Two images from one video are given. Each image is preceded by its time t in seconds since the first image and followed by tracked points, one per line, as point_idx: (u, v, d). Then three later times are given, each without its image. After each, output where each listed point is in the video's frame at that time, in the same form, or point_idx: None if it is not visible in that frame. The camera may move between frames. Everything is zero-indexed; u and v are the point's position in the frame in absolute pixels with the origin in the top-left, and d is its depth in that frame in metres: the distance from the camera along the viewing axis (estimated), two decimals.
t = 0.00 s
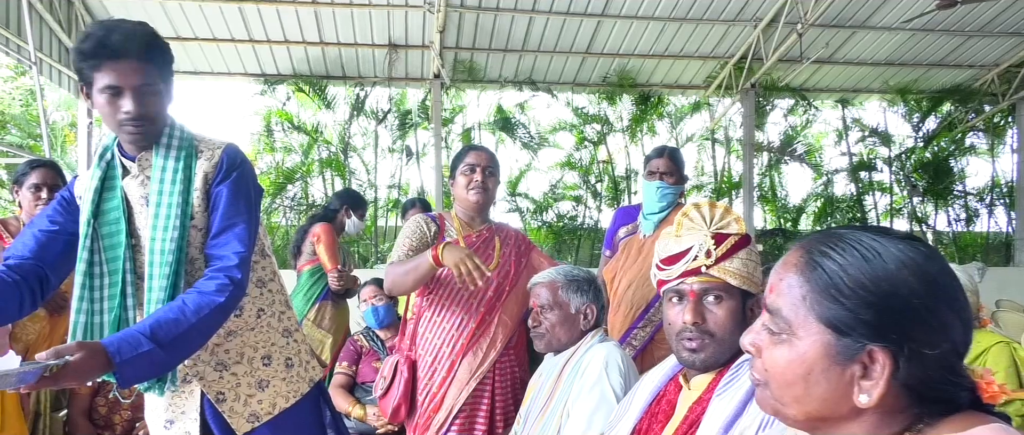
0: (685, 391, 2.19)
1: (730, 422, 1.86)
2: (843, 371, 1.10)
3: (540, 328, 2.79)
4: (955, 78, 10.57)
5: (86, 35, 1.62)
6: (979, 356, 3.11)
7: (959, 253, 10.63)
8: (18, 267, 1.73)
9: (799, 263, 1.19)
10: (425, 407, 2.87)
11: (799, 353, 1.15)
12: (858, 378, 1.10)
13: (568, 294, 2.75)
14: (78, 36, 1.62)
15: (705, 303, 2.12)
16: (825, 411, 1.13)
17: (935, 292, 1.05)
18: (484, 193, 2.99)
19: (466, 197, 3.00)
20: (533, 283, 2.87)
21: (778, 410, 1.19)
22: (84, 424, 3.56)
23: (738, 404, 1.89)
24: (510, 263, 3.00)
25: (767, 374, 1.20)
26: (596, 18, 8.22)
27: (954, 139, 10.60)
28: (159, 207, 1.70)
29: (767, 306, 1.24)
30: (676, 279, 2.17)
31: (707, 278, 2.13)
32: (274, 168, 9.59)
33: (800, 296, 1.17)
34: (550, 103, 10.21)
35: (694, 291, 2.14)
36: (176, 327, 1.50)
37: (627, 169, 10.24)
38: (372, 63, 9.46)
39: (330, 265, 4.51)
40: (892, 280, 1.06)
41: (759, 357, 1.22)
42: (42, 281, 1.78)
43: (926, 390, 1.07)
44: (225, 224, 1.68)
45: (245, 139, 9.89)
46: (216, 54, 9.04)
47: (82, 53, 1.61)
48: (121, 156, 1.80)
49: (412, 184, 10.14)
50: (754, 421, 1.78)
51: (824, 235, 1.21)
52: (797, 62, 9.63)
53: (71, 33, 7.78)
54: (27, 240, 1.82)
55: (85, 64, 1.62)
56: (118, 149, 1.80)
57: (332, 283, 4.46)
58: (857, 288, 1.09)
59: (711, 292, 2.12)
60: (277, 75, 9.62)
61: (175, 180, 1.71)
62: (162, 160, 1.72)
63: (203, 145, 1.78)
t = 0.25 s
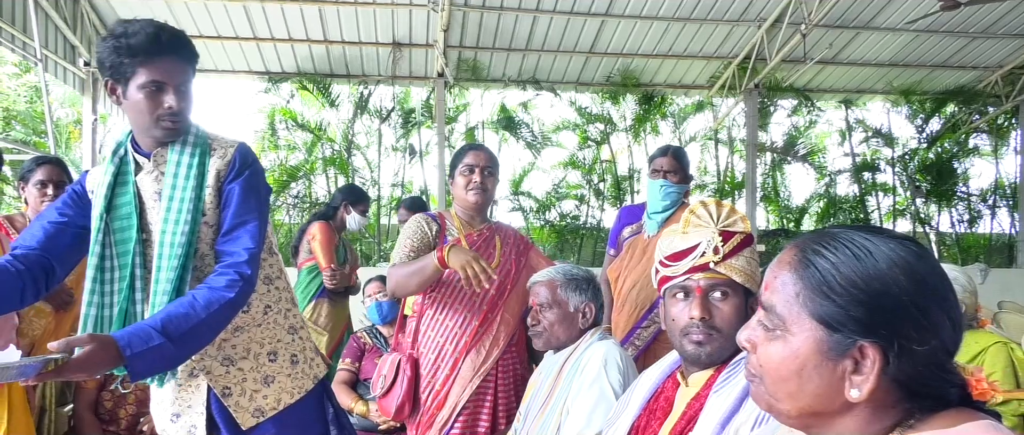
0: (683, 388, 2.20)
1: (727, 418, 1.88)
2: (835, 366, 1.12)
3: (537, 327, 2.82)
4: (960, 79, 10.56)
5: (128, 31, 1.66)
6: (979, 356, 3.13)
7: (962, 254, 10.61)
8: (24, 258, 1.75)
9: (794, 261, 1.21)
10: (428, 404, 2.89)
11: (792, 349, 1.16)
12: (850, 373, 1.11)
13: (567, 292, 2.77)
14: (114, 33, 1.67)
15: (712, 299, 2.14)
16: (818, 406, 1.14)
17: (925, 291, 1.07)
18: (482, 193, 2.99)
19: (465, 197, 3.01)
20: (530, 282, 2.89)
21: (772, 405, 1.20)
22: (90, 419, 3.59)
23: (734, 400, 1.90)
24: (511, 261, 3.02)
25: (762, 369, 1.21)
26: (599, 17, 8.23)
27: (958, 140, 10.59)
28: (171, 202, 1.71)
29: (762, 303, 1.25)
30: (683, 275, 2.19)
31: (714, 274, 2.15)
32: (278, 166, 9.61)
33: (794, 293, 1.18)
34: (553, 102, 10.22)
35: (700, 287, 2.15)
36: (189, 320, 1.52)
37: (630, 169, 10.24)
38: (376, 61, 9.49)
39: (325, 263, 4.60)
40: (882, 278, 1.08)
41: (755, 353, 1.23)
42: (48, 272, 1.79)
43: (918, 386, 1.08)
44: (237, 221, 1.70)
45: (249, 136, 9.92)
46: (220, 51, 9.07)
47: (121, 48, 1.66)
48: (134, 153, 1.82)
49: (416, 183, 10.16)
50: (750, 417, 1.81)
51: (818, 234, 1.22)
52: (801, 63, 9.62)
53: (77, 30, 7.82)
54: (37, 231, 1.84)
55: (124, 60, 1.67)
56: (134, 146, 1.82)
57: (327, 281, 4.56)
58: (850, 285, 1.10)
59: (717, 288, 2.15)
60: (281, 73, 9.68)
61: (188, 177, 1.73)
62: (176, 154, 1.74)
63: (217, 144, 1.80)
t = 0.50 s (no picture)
0: (684, 385, 2.22)
1: (726, 414, 1.89)
2: (839, 358, 1.13)
3: (536, 326, 2.84)
4: (964, 80, 10.54)
5: (151, 25, 1.72)
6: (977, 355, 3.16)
7: (964, 255, 10.61)
8: (32, 248, 1.75)
9: (802, 255, 1.21)
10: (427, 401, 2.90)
11: (797, 342, 1.17)
12: (854, 366, 1.12)
13: (563, 291, 2.80)
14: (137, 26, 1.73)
15: (712, 296, 2.16)
16: (822, 397, 1.15)
17: (930, 287, 1.07)
18: (483, 192, 2.99)
19: (466, 196, 3.02)
20: (528, 282, 2.91)
21: (778, 396, 1.23)
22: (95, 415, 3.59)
23: (733, 397, 1.91)
24: (512, 261, 3.03)
25: (769, 361, 1.23)
26: (603, 17, 8.23)
27: (962, 140, 10.56)
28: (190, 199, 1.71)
29: (769, 294, 1.27)
30: (684, 271, 2.20)
31: (715, 271, 2.16)
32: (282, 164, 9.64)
33: (801, 285, 1.19)
34: (556, 101, 10.22)
35: (701, 284, 2.17)
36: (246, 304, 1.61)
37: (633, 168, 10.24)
38: (379, 60, 9.50)
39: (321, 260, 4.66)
40: (888, 273, 1.08)
41: (762, 344, 1.25)
42: (56, 264, 1.79)
43: (921, 379, 1.09)
44: (273, 223, 1.75)
45: (253, 133, 9.96)
46: (223, 49, 9.08)
47: (143, 41, 1.71)
48: (151, 147, 1.82)
49: (419, 181, 10.20)
50: (749, 413, 1.82)
51: (825, 228, 1.23)
52: (804, 63, 9.61)
53: (81, 27, 7.84)
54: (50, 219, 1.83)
55: (147, 53, 1.71)
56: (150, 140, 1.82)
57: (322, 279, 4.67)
58: (856, 279, 1.11)
59: (718, 285, 2.16)
60: (285, 71, 9.69)
61: (206, 172, 1.73)
62: (194, 149, 1.74)
63: (235, 139, 1.81)
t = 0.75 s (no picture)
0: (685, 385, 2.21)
1: (727, 414, 1.89)
2: (847, 357, 1.13)
3: (536, 325, 2.84)
4: (967, 80, 10.51)
5: (175, 17, 1.73)
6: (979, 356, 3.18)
7: (967, 256, 10.59)
8: (32, 237, 1.74)
9: (811, 254, 1.22)
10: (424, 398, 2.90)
11: (805, 340, 1.18)
12: (861, 364, 1.12)
13: (563, 291, 2.80)
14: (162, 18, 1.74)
15: (716, 295, 2.15)
16: (830, 396, 1.16)
17: (940, 287, 1.07)
18: (484, 191, 2.99)
19: (470, 194, 3.02)
20: (529, 281, 2.91)
21: (784, 394, 1.23)
22: (96, 412, 3.59)
23: (735, 398, 1.92)
24: (514, 261, 3.02)
25: (776, 359, 1.23)
26: (606, 16, 8.22)
27: (964, 141, 10.55)
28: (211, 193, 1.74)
29: (778, 292, 1.27)
30: (689, 270, 2.19)
31: (719, 270, 2.16)
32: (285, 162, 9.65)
33: (810, 283, 1.19)
34: (558, 100, 10.21)
35: (705, 283, 2.16)
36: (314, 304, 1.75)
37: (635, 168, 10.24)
38: (382, 58, 9.50)
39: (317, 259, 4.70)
40: (898, 272, 1.08)
41: (769, 341, 1.25)
42: (57, 254, 1.78)
43: (928, 379, 1.09)
44: (323, 218, 1.84)
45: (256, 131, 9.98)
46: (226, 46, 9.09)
47: (166, 33, 1.72)
48: (168, 139, 1.82)
49: (421, 179, 10.24)
50: (750, 413, 1.83)
51: (835, 228, 1.23)
52: (807, 63, 9.61)
53: (85, 24, 7.85)
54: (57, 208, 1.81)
55: (168, 44, 1.72)
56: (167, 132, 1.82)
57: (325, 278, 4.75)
58: (865, 277, 1.11)
59: (722, 284, 2.16)
60: (287, 69, 9.70)
61: (230, 164, 1.76)
62: (217, 143, 1.77)
63: (257, 137, 1.85)
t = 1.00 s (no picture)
0: (688, 385, 2.22)
1: (730, 415, 1.91)
2: (852, 357, 1.14)
3: (538, 323, 2.84)
4: (970, 81, 10.50)
5: (207, 11, 1.76)
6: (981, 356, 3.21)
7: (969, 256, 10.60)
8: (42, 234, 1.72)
9: (817, 254, 1.22)
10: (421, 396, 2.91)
11: (810, 340, 1.18)
12: (867, 365, 1.13)
13: (565, 289, 2.81)
14: (194, 12, 1.76)
15: (719, 294, 2.16)
16: (835, 396, 1.17)
17: (947, 287, 1.08)
18: (485, 189, 2.98)
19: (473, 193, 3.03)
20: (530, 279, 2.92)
21: (789, 395, 1.24)
22: (97, 409, 3.61)
23: (736, 399, 1.93)
24: (515, 261, 3.03)
25: (782, 360, 1.24)
26: (608, 14, 8.23)
27: (968, 141, 10.53)
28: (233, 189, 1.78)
29: (783, 292, 1.28)
30: (692, 269, 2.20)
31: (722, 270, 2.17)
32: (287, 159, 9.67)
33: (815, 283, 1.20)
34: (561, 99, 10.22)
35: (708, 282, 2.17)
36: (350, 294, 1.94)
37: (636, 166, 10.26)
38: (385, 56, 9.49)
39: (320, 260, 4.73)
40: (905, 273, 1.08)
41: (774, 342, 1.27)
42: (64, 252, 1.76)
43: (934, 381, 1.09)
44: (341, 215, 2.01)
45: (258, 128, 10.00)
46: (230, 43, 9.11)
47: (199, 29, 1.74)
48: (189, 133, 1.83)
49: (423, 177, 10.31)
50: (754, 414, 1.84)
51: (842, 228, 1.23)
52: (811, 62, 9.59)
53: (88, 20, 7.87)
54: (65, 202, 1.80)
55: (197, 40, 1.74)
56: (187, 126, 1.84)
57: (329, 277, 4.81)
58: (871, 277, 1.12)
59: (726, 284, 2.16)
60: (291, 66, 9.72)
61: (253, 166, 1.82)
62: (241, 141, 1.82)
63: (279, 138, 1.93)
